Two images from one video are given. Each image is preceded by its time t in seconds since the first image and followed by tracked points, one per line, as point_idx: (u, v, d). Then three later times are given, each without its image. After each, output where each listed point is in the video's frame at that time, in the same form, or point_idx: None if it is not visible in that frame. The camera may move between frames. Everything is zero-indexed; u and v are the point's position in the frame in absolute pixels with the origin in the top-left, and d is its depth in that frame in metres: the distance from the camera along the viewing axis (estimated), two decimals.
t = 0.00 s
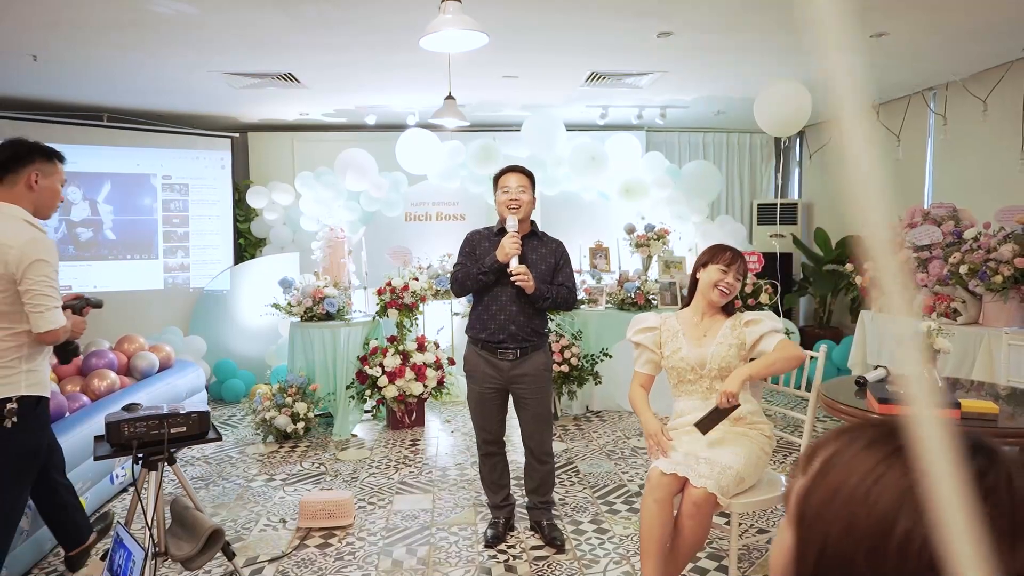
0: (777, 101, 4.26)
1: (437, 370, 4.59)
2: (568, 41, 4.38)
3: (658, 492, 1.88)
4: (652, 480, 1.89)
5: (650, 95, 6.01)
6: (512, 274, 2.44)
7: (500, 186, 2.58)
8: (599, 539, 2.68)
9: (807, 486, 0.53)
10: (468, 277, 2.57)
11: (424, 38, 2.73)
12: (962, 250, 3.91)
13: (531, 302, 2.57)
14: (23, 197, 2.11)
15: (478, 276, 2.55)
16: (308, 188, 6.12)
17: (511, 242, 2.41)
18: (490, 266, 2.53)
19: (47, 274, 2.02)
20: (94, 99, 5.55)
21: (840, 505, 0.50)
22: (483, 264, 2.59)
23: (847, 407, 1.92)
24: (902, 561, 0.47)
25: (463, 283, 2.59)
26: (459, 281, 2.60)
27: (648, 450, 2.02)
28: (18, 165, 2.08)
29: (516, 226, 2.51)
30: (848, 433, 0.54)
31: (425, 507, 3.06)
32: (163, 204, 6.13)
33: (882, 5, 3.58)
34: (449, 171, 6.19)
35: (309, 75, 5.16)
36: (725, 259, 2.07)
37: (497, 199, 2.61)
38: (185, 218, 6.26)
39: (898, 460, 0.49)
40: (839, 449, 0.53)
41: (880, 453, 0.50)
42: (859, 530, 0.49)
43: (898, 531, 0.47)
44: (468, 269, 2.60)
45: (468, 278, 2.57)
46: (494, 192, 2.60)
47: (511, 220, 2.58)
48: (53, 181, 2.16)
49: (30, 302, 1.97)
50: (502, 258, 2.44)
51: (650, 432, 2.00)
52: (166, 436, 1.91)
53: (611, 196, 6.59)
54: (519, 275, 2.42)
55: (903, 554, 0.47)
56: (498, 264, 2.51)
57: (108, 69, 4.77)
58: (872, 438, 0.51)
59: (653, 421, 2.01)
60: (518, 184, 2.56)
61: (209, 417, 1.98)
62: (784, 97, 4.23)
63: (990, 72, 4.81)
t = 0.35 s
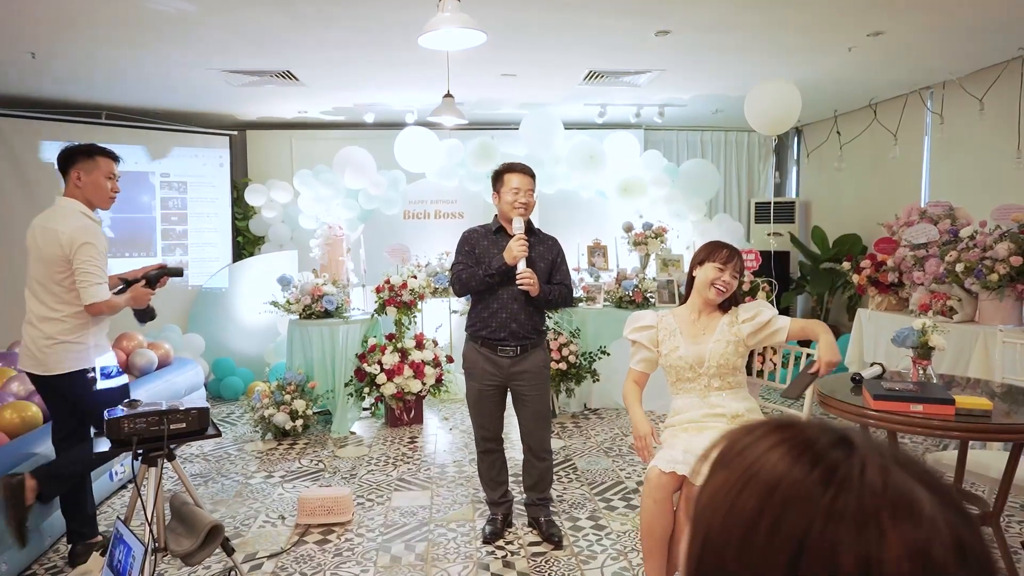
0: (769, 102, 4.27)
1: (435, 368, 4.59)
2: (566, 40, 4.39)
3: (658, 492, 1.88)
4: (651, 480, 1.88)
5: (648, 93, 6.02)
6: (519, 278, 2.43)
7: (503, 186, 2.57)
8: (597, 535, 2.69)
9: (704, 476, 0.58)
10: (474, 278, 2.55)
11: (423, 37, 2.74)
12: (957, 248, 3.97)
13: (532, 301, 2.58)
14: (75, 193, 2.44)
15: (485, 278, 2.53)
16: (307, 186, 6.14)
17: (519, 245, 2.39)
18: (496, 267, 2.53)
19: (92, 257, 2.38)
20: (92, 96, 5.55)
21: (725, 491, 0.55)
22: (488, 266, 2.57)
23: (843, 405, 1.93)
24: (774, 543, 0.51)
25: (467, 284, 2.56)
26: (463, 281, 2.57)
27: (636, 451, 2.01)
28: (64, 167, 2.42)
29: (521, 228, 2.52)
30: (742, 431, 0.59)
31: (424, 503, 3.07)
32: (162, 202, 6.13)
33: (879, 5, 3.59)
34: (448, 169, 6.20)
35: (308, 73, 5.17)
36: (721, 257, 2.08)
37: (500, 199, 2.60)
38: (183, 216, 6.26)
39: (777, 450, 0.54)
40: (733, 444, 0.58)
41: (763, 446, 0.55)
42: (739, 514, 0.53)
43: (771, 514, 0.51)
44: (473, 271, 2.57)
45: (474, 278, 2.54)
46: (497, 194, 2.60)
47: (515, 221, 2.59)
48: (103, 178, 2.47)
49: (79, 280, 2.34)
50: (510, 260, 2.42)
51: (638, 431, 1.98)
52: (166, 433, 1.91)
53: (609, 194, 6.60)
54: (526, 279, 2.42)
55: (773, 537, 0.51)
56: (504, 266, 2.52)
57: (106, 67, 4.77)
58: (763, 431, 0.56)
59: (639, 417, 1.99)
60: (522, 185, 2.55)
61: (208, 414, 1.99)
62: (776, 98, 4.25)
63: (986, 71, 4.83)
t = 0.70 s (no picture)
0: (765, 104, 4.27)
1: (433, 368, 4.59)
2: (564, 40, 4.38)
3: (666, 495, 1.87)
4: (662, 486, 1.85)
5: (646, 93, 6.03)
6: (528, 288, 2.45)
7: (498, 189, 2.56)
8: (597, 536, 2.70)
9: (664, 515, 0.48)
10: (476, 286, 2.53)
11: (425, 38, 2.73)
12: (954, 247, 3.99)
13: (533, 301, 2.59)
14: (110, 201, 2.62)
15: (486, 285, 2.52)
16: (303, 185, 6.13)
17: (520, 251, 2.37)
18: (497, 274, 2.51)
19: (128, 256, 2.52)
20: (87, 95, 5.52)
21: (691, 526, 0.45)
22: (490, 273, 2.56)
23: (844, 408, 1.93)
24: None
25: (469, 292, 2.54)
26: (465, 290, 2.54)
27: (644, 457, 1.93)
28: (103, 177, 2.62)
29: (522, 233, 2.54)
30: (696, 453, 0.50)
31: (423, 504, 3.07)
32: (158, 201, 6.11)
33: (877, 5, 3.60)
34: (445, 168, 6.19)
35: (305, 73, 5.15)
36: (722, 264, 2.06)
37: (495, 203, 2.60)
38: (179, 215, 6.24)
39: (740, 465, 0.46)
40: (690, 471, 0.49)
41: (724, 466, 0.46)
42: (710, 554, 0.43)
43: (745, 539, 0.42)
44: (474, 278, 2.55)
45: (476, 286, 2.53)
46: (491, 196, 2.59)
47: (514, 224, 2.59)
48: (133, 182, 2.63)
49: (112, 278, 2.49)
50: (512, 268, 2.40)
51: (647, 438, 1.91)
52: (167, 435, 1.90)
53: (606, 193, 6.60)
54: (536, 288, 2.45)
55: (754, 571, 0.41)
56: (506, 273, 2.50)
57: (102, 66, 4.74)
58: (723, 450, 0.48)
59: (649, 424, 1.92)
60: (516, 186, 2.55)
61: (209, 416, 1.99)
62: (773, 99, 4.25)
63: (982, 72, 4.84)
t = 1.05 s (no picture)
0: (749, 109, 4.31)
1: (421, 368, 4.56)
2: (553, 40, 4.38)
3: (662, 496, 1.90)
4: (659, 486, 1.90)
5: (633, 94, 6.05)
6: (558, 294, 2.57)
7: (482, 187, 2.56)
8: (588, 536, 2.70)
9: None
10: (461, 280, 2.51)
11: (420, 38, 2.72)
12: (936, 248, 4.04)
13: (522, 303, 2.58)
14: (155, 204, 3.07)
15: (472, 280, 2.49)
16: (286, 184, 6.04)
17: (503, 245, 2.35)
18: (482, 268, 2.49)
19: (160, 251, 2.95)
20: (67, 92, 5.42)
21: None
22: (474, 267, 2.54)
23: (836, 409, 1.95)
24: None
25: (455, 287, 2.53)
26: (451, 284, 2.53)
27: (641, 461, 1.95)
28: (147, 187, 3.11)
29: (505, 228, 2.51)
30: (775, 524, 0.52)
31: (413, 506, 3.06)
32: (139, 200, 6.01)
33: (862, 9, 3.65)
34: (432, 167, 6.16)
35: (291, 71, 5.10)
36: (718, 273, 2.05)
37: (481, 199, 2.59)
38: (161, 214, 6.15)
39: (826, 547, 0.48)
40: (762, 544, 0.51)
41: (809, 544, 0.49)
42: None
43: None
44: (461, 272, 2.54)
45: (462, 281, 2.51)
46: (478, 193, 2.58)
47: (497, 220, 2.57)
48: (164, 184, 3.00)
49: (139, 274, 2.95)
50: (494, 261, 2.38)
51: (644, 441, 1.94)
52: (157, 439, 1.87)
53: (592, 193, 6.62)
54: (563, 295, 2.56)
55: None
56: (489, 267, 2.47)
57: (83, 62, 4.65)
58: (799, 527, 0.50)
59: (645, 428, 1.95)
60: (500, 184, 2.55)
61: (200, 420, 1.96)
62: (757, 103, 4.29)
63: (962, 75, 4.92)
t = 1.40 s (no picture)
0: (729, 112, 4.34)
1: (403, 369, 4.53)
2: (535, 39, 4.38)
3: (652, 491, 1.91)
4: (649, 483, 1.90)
5: (613, 94, 6.08)
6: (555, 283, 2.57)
7: (466, 185, 2.55)
8: (575, 535, 2.70)
9: None
10: (439, 280, 2.52)
11: (407, 36, 2.69)
12: (910, 247, 4.14)
13: (508, 302, 2.55)
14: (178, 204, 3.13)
15: (449, 279, 2.51)
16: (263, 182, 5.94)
17: (478, 244, 2.35)
18: (458, 268, 2.50)
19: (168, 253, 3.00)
20: (36, 88, 5.28)
21: None
22: (454, 265, 2.53)
23: (819, 405, 1.98)
24: None
25: (434, 286, 2.54)
26: (430, 284, 2.54)
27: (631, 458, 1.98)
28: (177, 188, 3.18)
29: (484, 227, 2.49)
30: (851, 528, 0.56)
31: (398, 507, 3.03)
32: (112, 198, 5.88)
33: (840, 12, 3.71)
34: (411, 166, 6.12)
35: (268, 68, 5.03)
36: (708, 270, 2.07)
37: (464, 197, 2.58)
38: (134, 212, 6.01)
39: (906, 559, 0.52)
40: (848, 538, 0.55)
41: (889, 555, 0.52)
42: None
43: None
44: (439, 272, 2.55)
45: (439, 280, 2.52)
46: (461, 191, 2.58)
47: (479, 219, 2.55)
48: (174, 186, 3.01)
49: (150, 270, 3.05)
50: (470, 260, 2.39)
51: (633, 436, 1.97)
52: (139, 443, 1.83)
53: (572, 192, 6.63)
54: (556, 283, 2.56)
55: None
56: (465, 266, 2.47)
57: (54, 57, 4.53)
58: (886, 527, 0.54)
59: (637, 424, 1.97)
60: (484, 182, 2.53)
61: (182, 423, 1.93)
62: (735, 106, 4.34)
63: (934, 77, 5.03)
